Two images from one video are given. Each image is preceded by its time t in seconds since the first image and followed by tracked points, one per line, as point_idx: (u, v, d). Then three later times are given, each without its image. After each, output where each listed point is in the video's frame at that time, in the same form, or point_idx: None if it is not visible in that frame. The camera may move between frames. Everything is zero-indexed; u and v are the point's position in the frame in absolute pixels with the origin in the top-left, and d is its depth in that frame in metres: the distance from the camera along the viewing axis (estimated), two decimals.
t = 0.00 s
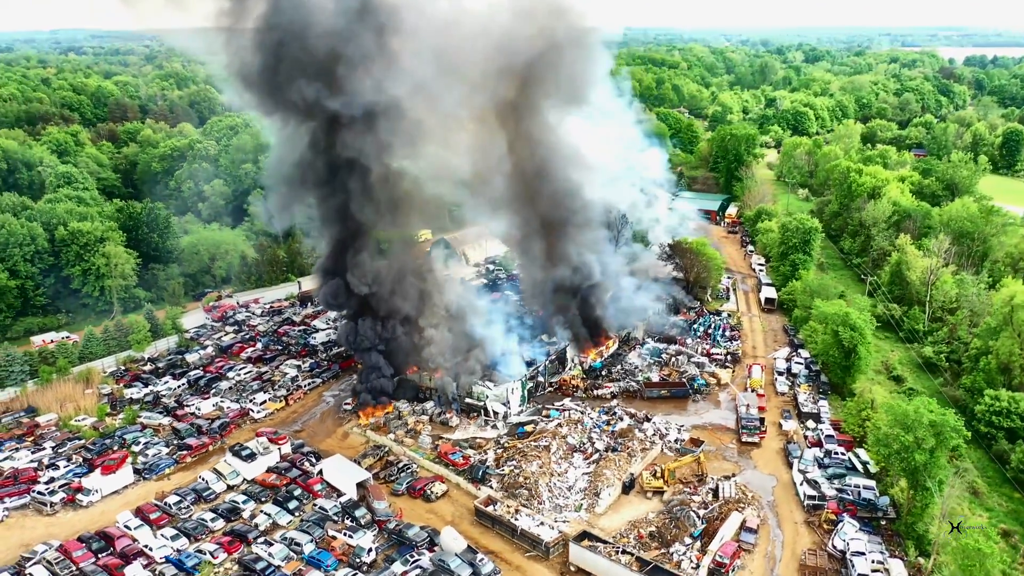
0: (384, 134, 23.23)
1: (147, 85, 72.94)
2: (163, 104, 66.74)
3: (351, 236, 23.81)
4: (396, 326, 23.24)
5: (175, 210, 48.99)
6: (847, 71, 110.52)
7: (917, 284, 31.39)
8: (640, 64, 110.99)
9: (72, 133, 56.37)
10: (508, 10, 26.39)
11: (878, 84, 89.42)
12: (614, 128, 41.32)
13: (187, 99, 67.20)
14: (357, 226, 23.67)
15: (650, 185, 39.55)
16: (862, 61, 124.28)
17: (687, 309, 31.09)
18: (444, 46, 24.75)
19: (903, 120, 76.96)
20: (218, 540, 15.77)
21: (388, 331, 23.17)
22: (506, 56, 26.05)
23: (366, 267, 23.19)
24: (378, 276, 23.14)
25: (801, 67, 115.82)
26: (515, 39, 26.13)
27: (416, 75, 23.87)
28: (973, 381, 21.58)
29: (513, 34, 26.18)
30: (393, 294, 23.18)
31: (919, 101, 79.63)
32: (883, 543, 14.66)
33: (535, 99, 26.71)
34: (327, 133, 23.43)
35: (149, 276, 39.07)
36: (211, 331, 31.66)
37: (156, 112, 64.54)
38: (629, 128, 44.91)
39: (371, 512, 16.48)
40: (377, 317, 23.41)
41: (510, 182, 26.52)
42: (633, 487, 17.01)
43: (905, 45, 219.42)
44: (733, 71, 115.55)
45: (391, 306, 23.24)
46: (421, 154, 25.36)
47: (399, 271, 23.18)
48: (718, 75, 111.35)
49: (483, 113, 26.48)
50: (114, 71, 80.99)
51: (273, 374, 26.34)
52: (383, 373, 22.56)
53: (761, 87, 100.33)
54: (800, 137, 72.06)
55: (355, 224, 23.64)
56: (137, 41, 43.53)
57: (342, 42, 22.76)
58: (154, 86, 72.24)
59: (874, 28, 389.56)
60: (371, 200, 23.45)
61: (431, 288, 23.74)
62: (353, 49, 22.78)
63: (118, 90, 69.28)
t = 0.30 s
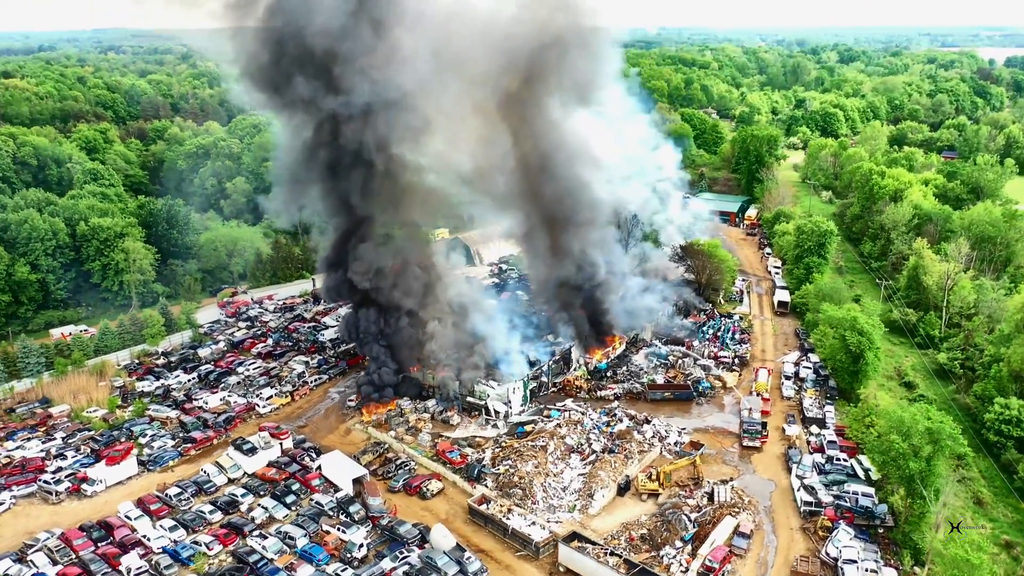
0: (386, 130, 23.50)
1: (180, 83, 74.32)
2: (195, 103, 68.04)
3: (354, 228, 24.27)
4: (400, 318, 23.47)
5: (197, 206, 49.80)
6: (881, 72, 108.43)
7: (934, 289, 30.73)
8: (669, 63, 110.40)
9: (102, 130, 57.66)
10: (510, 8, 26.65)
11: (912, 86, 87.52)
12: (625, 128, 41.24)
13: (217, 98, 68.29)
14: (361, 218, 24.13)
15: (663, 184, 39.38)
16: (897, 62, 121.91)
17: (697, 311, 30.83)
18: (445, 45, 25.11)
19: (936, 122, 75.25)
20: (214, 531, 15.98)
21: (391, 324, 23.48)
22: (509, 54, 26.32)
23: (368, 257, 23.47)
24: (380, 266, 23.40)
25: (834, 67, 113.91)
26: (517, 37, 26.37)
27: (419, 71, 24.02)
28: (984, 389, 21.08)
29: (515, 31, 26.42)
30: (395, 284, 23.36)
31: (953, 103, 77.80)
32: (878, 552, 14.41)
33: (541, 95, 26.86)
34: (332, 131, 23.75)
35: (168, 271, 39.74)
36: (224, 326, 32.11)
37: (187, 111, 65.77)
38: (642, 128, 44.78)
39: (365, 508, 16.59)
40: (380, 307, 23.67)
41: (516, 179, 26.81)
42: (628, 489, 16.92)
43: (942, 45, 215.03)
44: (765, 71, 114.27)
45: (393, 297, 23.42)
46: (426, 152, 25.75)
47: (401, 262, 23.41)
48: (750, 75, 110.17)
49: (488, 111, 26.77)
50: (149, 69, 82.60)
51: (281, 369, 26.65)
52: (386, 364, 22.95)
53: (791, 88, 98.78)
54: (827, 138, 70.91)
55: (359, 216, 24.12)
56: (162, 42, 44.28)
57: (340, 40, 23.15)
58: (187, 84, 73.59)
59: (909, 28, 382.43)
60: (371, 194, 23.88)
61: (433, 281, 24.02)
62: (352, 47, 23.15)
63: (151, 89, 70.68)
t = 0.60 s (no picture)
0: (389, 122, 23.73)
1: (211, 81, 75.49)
2: (223, 101, 69.03)
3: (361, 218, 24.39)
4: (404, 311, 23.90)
5: (219, 203, 50.53)
6: (917, 72, 106.19)
7: (951, 295, 30.09)
8: (697, 64, 109.62)
9: (131, 127, 58.80)
10: (514, 6, 26.68)
11: (948, 87, 85.54)
12: (639, 129, 41.21)
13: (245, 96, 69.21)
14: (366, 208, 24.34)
15: (677, 184, 39.15)
16: (934, 62, 119.22)
17: (708, 313, 30.55)
18: (452, 42, 25.32)
19: (969, 123, 73.48)
20: (211, 523, 16.23)
21: (395, 316, 23.85)
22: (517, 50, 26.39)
23: (372, 246, 23.70)
24: (383, 256, 23.66)
25: (870, 68, 111.71)
26: (526, 32, 26.38)
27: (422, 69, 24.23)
28: (995, 397, 20.64)
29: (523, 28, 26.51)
30: (398, 276, 23.70)
31: (989, 104, 75.88)
32: (873, 561, 14.19)
33: (549, 91, 26.87)
34: (337, 129, 23.95)
35: (186, 267, 40.38)
36: (238, 322, 32.55)
37: (215, 109, 66.75)
38: (656, 129, 44.72)
39: (360, 504, 16.73)
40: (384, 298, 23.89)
41: (523, 176, 26.68)
42: (624, 491, 16.86)
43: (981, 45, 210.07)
44: (797, 71, 112.75)
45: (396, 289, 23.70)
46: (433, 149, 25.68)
47: (405, 253, 23.69)
48: (781, 75, 108.79)
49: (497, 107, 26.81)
50: (183, 68, 84.17)
51: (290, 365, 26.97)
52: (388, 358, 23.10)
53: (822, 89, 97.15)
54: (855, 140, 69.65)
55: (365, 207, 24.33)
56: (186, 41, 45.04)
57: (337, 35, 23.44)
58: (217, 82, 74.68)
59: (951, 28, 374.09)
60: (374, 187, 24.14)
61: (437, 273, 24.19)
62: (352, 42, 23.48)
63: (183, 87, 71.90)
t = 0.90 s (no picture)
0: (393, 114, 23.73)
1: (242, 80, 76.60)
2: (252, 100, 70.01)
3: (371, 212, 24.57)
4: (413, 305, 24.11)
5: (241, 200, 51.24)
6: (955, 73, 103.60)
7: (970, 301, 29.38)
8: (729, 64, 108.51)
9: (160, 125, 59.95)
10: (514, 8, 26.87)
11: (987, 88, 83.32)
12: (652, 127, 40.97)
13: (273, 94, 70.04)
14: (374, 200, 24.50)
15: (690, 184, 38.90)
16: (974, 62, 116.17)
17: (720, 316, 30.18)
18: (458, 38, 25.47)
19: (1006, 126, 71.51)
20: (210, 516, 16.46)
21: (405, 310, 24.15)
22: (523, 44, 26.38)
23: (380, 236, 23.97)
24: (389, 250, 23.92)
25: (907, 68, 109.27)
26: (528, 32, 26.51)
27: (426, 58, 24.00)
28: (1007, 405, 20.16)
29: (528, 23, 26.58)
30: (407, 268, 23.95)
31: None
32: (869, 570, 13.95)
33: (554, 87, 26.78)
34: (342, 125, 24.10)
35: (205, 263, 41.02)
36: (252, 318, 32.96)
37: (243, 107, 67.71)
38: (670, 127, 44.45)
39: (357, 500, 16.85)
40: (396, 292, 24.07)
41: (533, 172, 26.42)
42: (620, 493, 16.78)
43: None
44: (831, 71, 110.76)
45: (405, 280, 23.91)
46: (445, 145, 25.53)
47: (414, 243, 23.94)
48: (815, 75, 107.04)
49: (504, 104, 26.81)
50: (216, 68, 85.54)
51: (299, 361, 27.27)
52: (395, 355, 23.31)
53: (856, 90, 95.32)
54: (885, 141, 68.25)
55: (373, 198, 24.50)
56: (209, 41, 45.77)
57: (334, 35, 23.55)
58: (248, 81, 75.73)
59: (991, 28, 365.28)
60: (379, 179, 24.30)
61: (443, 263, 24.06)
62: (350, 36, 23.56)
63: (214, 86, 73.09)
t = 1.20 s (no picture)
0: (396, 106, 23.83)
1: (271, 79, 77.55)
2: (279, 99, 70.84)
3: (380, 203, 24.70)
4: (418, 303, 24.12)
5: (262, 197, 51.88)
6: (995, 74, 100.84)
7: (990, 308, 28.71)
8: (762, 65, 107.23)
9: (187, 124, 60.99)
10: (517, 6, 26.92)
11: None
12: (664, 126, 41.00)
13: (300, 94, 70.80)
14: (382, 191, 24.59)
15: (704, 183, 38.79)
16: (1017, 63, 112.93)
17: (731, 320, 29.85)
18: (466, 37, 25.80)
19: None
20: (210, 510, 16.68)
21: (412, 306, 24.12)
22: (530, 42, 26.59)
23: (393, 227, 24.25)
24: (393, 241, 24.24)
25: (946, 69, 106.65)
26: (532, 30, 26.68)
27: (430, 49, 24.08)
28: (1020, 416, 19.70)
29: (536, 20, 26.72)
30: (417, 261, 24.11)
31: None
32: None
33: (560, 85, 26.82)
34: (350, 123, 24.36)
35: (224, 260, 41.62)
36: (266, 314, 33.36)
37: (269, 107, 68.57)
38: (682, 126, 44.44)
39: (354, 498, 16.94)
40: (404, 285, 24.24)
41: (539, 170, 26.76)
42: (617, 497, 16.69)
43: None
44: (868, 72, 108.62)
45: (415, 273, 24.03)
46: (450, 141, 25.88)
47: (423, 236, 24.03)
48: (849, 76, 105.05)
49: (512, 102, 27.08)
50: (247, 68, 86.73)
51: (309, 358, 27.55)
52: (402, 350, 23.39)
53: (891, 91, 93.32)
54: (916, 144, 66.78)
55: (381, 189, 24.56)
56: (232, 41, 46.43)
57: (334, 33, 24.00)
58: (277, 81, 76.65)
59: None
60: (386, 174, 24.47)
61: (449, 258, 23.98)
62: (350, 33, 23.96)
63: (244, 85, 74.10)
